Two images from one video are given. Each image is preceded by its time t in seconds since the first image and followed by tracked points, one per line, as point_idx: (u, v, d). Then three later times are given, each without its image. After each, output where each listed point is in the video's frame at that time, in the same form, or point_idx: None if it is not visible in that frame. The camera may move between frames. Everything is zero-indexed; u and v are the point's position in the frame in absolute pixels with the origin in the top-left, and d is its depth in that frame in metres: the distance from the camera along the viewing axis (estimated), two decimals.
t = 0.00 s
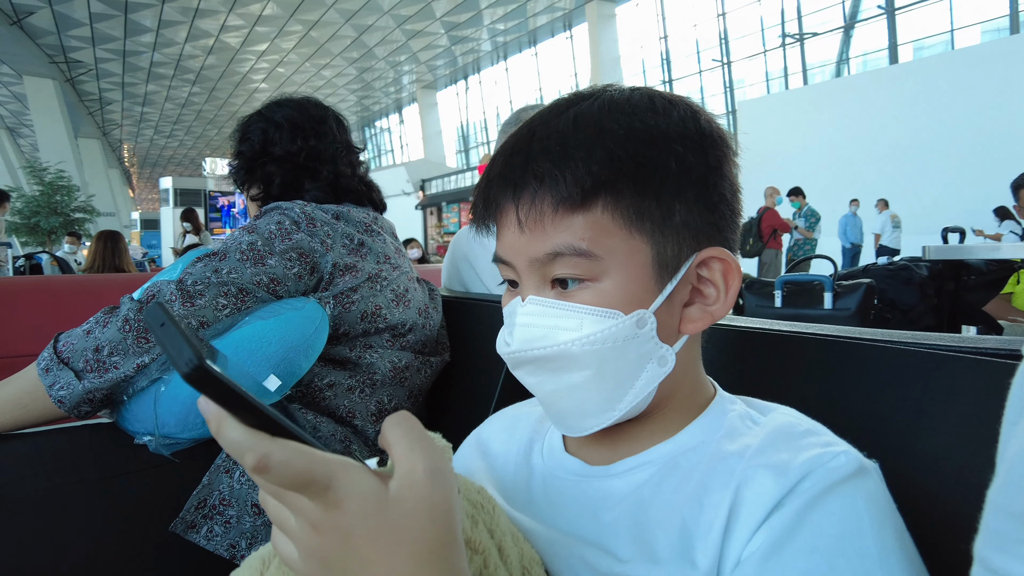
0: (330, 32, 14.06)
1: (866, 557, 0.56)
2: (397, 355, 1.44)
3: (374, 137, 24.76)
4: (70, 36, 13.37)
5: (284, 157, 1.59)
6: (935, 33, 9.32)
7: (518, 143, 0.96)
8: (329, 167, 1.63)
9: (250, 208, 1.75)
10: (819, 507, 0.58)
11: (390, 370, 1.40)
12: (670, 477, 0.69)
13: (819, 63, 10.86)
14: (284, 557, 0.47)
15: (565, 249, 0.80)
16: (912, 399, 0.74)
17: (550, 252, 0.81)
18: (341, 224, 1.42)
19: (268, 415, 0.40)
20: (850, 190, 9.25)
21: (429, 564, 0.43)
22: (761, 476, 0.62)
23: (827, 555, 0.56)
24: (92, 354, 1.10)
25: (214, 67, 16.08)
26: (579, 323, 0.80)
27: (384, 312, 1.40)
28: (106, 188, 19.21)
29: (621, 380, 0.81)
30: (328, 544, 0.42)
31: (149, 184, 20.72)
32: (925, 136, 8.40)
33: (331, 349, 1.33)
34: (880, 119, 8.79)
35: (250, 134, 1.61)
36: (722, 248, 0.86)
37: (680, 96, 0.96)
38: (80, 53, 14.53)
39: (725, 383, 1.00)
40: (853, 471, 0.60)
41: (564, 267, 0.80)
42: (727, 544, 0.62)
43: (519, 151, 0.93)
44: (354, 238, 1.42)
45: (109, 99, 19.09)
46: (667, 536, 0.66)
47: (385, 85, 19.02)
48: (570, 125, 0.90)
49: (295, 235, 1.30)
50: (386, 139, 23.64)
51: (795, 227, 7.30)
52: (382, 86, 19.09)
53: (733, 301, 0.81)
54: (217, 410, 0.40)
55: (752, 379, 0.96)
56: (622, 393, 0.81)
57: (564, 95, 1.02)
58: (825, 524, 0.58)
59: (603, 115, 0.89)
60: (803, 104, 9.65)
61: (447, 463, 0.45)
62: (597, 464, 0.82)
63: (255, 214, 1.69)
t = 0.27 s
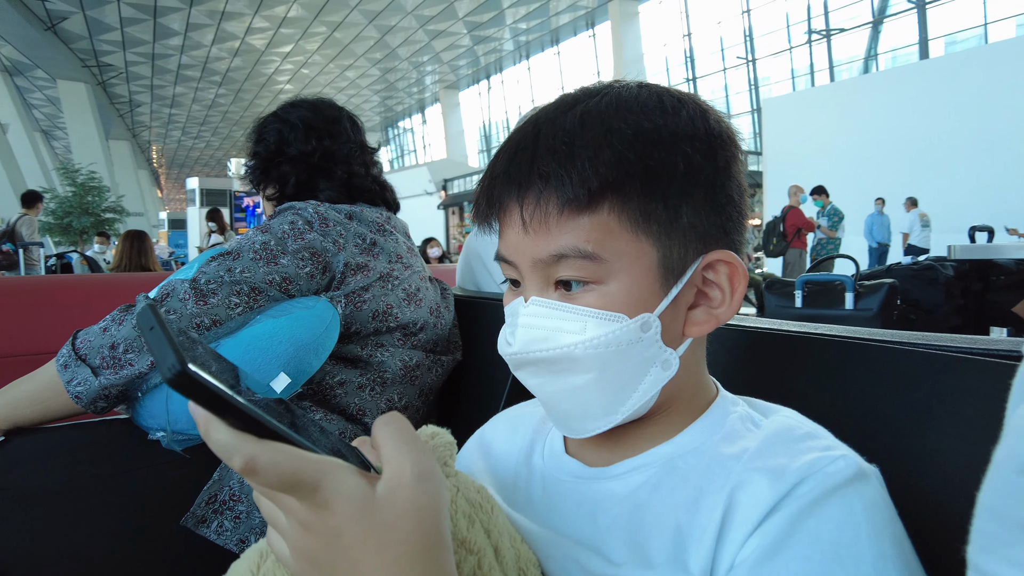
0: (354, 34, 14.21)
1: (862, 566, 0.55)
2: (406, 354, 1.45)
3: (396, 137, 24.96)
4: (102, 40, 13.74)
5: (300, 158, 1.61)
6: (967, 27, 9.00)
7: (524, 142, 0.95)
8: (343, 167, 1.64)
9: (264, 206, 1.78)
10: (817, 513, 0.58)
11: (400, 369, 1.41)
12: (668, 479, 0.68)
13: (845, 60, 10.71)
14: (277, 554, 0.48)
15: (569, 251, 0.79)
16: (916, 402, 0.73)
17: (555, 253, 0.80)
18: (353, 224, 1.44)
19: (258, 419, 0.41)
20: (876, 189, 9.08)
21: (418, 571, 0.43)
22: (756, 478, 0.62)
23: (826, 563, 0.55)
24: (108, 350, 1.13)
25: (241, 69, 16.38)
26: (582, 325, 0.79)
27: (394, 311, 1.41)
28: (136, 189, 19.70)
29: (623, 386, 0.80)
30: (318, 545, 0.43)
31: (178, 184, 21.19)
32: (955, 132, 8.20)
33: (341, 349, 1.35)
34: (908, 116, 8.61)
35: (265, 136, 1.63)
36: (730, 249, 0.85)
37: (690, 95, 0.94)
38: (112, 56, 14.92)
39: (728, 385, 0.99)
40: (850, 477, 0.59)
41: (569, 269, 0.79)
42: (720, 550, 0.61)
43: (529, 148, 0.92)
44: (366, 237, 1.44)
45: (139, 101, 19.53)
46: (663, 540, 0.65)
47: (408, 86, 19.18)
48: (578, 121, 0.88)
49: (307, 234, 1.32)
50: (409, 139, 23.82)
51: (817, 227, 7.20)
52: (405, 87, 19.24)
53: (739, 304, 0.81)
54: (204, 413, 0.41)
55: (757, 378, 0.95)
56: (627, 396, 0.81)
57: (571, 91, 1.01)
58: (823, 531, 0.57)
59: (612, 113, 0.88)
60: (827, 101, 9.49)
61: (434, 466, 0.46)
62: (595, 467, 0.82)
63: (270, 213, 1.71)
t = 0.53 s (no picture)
0: (380, 35, 14.33)
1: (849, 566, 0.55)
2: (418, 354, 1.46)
3: (422, 137, 25.12)
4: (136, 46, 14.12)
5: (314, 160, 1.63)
6: (1005, 21, 8.66)
7: (553, 131, 0.89)
8: (358, 168, 1.66)
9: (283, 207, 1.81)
10: (805, 519, 0.57)
11: (413, 368, 1.42)
12: (663, 480, 0.68)
13: (877, 56, 10.48)
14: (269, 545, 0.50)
15: (611, 237, 0.75)
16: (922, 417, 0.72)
17: (597, 241, 0.76)
18: (367, 225, 1.46)
19: (244, 415, 0.43)
20: (906, 188, 8.87)
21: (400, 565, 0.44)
22: (747, 483, 0.61)
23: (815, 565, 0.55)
24: (127, 348, 1.16)
25: (269, 71, 16.67)
26: (624, 321, 0.77)
27: (407, 311, 1.42)
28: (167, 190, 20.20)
29: (661, 384, 0.79)
30: (304, 539, 0.44)
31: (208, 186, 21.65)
32: (991, 129, 7.95)
33: (354, 347, 1.36)
34: (942, 113, 8.38)
35: (283, 139, 1.66)
36: (749, 245, 0.86)
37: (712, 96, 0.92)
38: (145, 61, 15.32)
39: (733, 388, 0.98)
40: (844, 482, 0.59)
41: (610, 256, 0.76)
42: (710, 555, 0.61)
43: (560, 140, 0.86)
44: (380, 238, 1.45)
45: (170, 104, 19.99)
46: (651, 543, 0.65)
47: (433, 87, 19.31)
48: (616, 111, 0.84)
49: (321, 236, 1.34)
50: (434, 140, 23.98)
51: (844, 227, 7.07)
52: (430, 87, 19.36)
53: (759, 301, 0.82)
54: (197, 409, 0.43)
55: (763, 382, 0.93)
56: (662, 392, 0.79)
57: (591, 84, 0.96)
58: (810, 538, 0.56)
59: (645, 105, 0.84)
60: (856, 98, 9.28)
61: (419, 465, 0.48)
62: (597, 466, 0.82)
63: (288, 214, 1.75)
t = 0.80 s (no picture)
0: (407, 37, 14.47)
1: None
2: (434, 354, 1.47)
3: (449, 138, 25.26)
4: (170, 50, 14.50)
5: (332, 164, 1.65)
6: None
7: (573, 132, 0.87)
8: (376, 171, 1.68)
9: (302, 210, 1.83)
10: (806, 531, 0.56)
11: (427, 369, 1.43)
12: (666, 487, 0.68)
13: (912, 52, 10.20)
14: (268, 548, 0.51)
15: (632, 240, 0.74)
16: (931, 428, 0.70)
17: (616, 243, 0.74)
18: (384, 227, 1.47)
19: (247, 419, 0.44)
20: (942, 187, 8.61)
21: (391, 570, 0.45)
22: (748, 494, 0.60)
23: None
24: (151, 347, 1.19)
25: (299, 74, 16.96)
26: (643, 324, 0.75)
27: (423, 312, 1.43)
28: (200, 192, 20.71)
29: (680, 387, 0.78)
30: (303, 542, 0.46)
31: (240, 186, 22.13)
32: None
33: (371, 348, 1.38)
34: (980, 109, 8.12)
35: (301, 143, 1.69)
36: (762, 247, 0.85)
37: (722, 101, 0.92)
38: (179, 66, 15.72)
39: (741, 392, 0.97)
40: (848, 494, 0.58)
41: (628, 259, 0.74)
42: (707, 565, 0.60)
43: (582, 137, 0.85)
44: (397, 240, 1.47)
45: (204, 106, 20.48)
46: (649, 551, 0.65)
47: (460, 87, 19.43)
48: (637, 110, 0.83)
49: (338, 238, 1.36)
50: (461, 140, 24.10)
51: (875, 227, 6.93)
52: (457, 88, 19.47)
53: (770, 304, 0.82)
54: (199, 412, 0.44)
55: (774, 387, 0.92)
56: (680, 396, 0.78)
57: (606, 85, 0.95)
58: (808, 550, 0.56)
59: (665, 107, 0.83)
60: (889, 95, 9.05)
61: (415, 470, 0.48)
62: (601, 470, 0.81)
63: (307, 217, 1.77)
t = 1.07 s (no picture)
0: (434, 38, 14.56)
1: None
2: (449, 354, 1.47)
3: (476, 138, 25.35)
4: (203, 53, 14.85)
5: (353, 164, 1.68)
6: None
7: (578, 134, 0.87)
8: (395, 172, 1.70)
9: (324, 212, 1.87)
10: (805, 536, 0.56)
11: (442, 369, 1.44)
12: (665, 490, 0.67)
13: (951, 46, 9.85)
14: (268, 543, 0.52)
15: (637, 243, 0.73)
16: (937, 433, 0.69)
17: (622, 246, 0.74)
18: (401, 228, 1.48)
19: (241, 418, 0.45)
20: (981, 185, 8.33)
21: (382, 568, 0.46)
22: (746, 497, 0.60)
23: None
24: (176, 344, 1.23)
25: (328, 75, 17.21)
26: (649, 327, 0.75)
27: (438, 313, 1.44)
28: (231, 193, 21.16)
29: (687, 389, 0.77)
30: (296, 537, 0.47)
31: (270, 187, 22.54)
32: None
33: (386, 348, 1.40)
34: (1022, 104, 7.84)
35: (322, 145, 1.72)
36: (771, 249, 0.84)
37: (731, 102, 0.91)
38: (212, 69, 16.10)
39: (753, 396, 0.95)
40: (848, 499, 0.57)
41: (634, 263, 0.74)
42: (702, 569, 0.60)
43: (587, 139, 0.85)
44: (413, 240, 1.48)
45: (236, 109, 20.92)
46: (645, 553, 0.65)
47: (487, 87, 19.49)
48: (644, 112, 0.83)
49: (355, 239, 1.38)
50: (488, 140, 24.19)
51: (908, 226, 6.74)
52: (484, 88, 19.51)
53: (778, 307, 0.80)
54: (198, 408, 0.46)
55: (786, 390, 0.90)
56: (687, 400, 0.77)
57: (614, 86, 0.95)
58: (805, 556, 0.55)
59: (671, 109, 0.82)
60: (925, 90, 8.80)
61: (407, 468, 0.49)
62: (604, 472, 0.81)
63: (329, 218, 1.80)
